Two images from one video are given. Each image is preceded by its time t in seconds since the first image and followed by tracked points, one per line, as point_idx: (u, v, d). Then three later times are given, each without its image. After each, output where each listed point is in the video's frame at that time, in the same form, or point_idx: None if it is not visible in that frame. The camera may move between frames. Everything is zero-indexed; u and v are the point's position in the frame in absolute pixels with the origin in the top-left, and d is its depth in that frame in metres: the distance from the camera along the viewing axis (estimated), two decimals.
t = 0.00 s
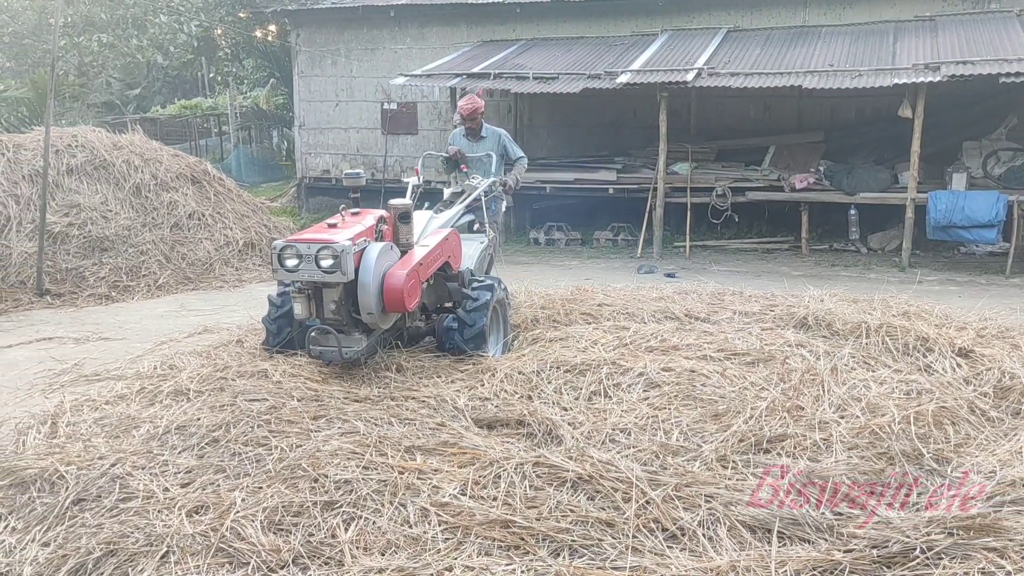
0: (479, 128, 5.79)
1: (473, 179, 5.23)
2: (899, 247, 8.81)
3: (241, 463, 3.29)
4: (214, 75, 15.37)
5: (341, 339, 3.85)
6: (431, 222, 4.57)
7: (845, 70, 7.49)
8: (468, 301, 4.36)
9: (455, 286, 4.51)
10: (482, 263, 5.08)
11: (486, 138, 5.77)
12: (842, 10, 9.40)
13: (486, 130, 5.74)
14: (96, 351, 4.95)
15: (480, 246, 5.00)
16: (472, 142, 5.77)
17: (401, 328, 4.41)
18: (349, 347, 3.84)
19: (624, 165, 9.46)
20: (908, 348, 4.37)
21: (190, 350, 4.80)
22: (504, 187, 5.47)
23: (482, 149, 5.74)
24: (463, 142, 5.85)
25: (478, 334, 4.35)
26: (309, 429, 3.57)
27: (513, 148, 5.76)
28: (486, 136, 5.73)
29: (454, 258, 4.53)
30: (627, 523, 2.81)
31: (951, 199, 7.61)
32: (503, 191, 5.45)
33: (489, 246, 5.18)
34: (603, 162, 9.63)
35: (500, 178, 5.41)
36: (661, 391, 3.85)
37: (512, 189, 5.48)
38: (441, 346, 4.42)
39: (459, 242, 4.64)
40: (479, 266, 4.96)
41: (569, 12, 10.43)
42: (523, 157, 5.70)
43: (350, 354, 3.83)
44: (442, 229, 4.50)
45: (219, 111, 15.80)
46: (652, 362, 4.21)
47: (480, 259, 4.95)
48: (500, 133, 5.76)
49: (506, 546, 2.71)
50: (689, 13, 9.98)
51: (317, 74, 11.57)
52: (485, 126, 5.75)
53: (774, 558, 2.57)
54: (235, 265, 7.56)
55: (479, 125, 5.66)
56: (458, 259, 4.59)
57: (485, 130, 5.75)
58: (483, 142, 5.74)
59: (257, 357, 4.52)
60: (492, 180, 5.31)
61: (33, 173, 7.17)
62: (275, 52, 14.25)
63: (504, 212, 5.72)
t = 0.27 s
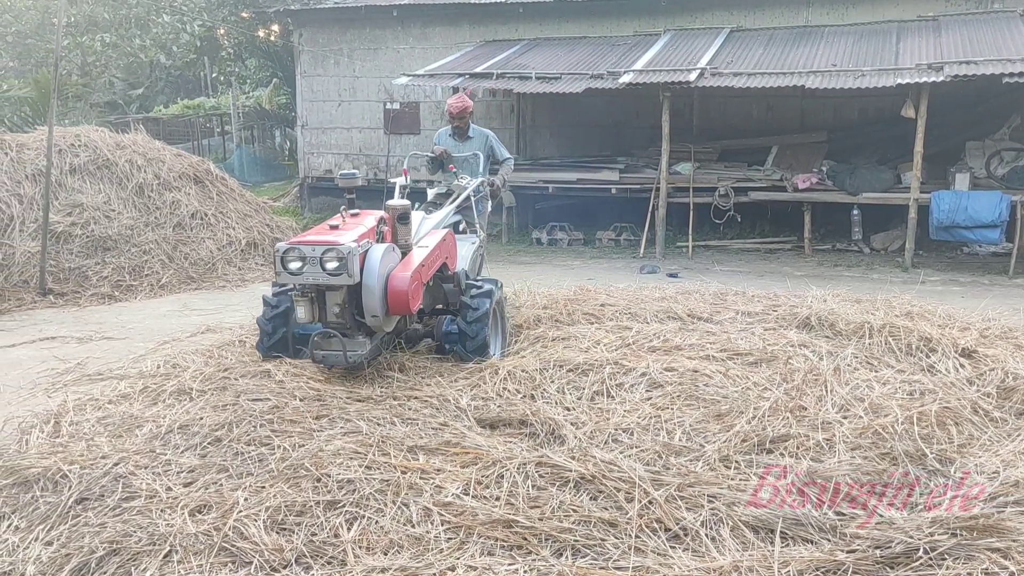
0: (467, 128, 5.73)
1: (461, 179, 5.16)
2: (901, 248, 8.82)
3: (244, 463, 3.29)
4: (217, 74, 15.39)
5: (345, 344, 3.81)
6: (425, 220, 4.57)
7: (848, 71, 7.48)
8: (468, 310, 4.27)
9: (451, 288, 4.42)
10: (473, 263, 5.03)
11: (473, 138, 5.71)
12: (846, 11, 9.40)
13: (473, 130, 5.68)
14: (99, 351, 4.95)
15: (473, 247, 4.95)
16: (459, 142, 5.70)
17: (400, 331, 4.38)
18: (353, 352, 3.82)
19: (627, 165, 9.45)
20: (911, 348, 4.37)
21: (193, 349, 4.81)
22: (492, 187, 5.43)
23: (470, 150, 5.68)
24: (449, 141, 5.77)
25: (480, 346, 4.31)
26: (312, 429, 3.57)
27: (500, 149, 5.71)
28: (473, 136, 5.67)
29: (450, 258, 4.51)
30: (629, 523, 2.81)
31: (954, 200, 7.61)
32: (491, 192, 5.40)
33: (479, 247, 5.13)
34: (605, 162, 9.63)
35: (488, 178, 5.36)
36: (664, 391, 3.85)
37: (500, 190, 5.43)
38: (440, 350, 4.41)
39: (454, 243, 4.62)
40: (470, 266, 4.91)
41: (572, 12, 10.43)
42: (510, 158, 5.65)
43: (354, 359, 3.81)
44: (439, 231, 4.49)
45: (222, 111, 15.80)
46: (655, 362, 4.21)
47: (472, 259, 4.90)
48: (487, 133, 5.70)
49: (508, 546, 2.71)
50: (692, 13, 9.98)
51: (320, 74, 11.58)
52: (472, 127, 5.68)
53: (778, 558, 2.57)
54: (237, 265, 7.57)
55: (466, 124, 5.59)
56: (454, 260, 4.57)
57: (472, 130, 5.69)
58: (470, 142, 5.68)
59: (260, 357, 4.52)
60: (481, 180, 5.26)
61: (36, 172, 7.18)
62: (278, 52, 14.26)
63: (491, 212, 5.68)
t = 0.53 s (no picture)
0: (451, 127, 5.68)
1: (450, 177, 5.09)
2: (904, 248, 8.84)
3: (246, 463, 3.30)
4: (220, 75, 15.40)
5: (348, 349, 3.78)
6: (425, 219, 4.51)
7: (851, 71, 7.47)
8: (471, 324, 4.22)
9: (448, 290, 4.34)
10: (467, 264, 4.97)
11: (458, 137, 5.66)
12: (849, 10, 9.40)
13: (459, 128, 5.63)
14: (102, 350, 4.96)
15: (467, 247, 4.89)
16: (444, 141, 5.64)
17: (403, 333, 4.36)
18: (356, 356, 3.78)
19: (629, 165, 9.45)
20: (914, 348, 4.37)
21: (195, 349, 4.81)
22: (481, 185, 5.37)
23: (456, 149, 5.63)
24: (434, 141, 5.71)
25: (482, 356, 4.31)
26: (314, 428, 3.58)
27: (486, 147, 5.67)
28: (459, 134, 5.62)
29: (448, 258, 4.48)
30: (632, 523, 2.81)
31: (957, 200, 7.60)
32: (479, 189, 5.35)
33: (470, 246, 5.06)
34: (607, 161, 9.63)
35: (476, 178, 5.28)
36: (666, 391, 3.86)
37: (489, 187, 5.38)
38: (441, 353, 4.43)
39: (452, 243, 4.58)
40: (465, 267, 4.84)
41: (574, 12, 10.43)
42: (498, 156, 5.61)
43: (359, 363, 3.78)
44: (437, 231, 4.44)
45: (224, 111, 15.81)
46: (657, 362, 4.21)
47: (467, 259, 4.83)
48: (473, 132, 5.67)
49: (511, 546, 2.71)
50: (695, 13, 9.98)
51: (323, 74, 11.58)
52: (457, 126, 5.64)
53: (780, 559, 2.57)
54: (240, 265, 7.57)
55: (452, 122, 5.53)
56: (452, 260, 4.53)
57: (457, 128, 5.64)
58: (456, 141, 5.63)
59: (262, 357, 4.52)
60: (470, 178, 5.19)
61: (39, 172, 7.19)
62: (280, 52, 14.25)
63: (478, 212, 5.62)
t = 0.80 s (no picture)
0: (438, 126, 5.56)
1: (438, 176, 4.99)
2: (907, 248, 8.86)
3: (249, 462, 3.30)
4: (222, 74, 15.41)
5: (354, 353, 3.73)
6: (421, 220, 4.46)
7: (853, 71, 7.47)
8: (474, 337, 4.19)
9: (446, 291, 4.22)
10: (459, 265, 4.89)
11: (446, 136, 5.55)
12: (851, 11, 9.40)
13: (446, 127, 5.53)
14: (106, 350, 4.96)
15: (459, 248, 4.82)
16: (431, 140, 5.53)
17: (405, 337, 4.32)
18: (362, 360, 3.73)
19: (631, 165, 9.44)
20: (917, 348, 4.38)
21: (198, 349, 4.81)
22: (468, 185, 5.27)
23: (443, 147, 5.52)
24: (421, 139, 5.60)
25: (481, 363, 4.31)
26: (317, 428, 3.58)
27: (474, 146, 5.56)
28: (445, 133, 5.51)
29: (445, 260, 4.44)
30: (635, 523, 2.81)
31: (960, 200, 7.60)
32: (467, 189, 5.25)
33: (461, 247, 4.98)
34: (609, 161, 9.62)
35: (465, 178, 5.17)
36: (669, 391, 3.86)
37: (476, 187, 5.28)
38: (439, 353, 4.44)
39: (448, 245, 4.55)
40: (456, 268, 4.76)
41: (577, 12, 10.43)
42: (484, 156, 5.52)
43: (365, 368, 3.73)
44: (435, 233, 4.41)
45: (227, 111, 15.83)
46: (660, 362, 4.21)
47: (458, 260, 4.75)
48: (460, 131, 5.56)
49: (514, 545, 2.72)
50: (697, 13, 9.98)
51: (325, 74, 11.59)
52: (445, 124, 5.53)
53: (783, 559, 2.57)
54: (242, 265, 7.58)
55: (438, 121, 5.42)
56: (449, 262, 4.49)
57: (445, 127, 5.54)
58: (442, 140, 5.52)
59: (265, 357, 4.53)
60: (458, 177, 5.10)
61: (42, 172, 7.20)
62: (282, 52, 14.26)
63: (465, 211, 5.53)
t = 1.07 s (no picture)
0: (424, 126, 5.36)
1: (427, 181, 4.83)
2: (909, 249, 8.87)
3: (252, 462, 3.30)
4: (225, 75, 15.43)
5: (361, 356, 3.74)
6: (421, 217, 4.41)
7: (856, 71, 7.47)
8: (479, 349, 4.14)
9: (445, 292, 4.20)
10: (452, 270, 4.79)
11: (431, 137, 5.36)
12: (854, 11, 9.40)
13: (432, 129, 5.34)
14: (109, 350, 4.97)
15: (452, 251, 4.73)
16: (416, 141, 5.33)
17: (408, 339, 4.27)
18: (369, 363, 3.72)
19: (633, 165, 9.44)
20: (919, 349, 4.37)
21: (200, 349, 4.82)
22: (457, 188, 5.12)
23: (430, 151, 5.32)
24: (405, 140, 5.38)
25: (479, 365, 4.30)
26: (319, 428, 3.58)
27: (461, 148, 5.39)
28: (432, 135, 5.33)
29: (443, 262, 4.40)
30: (637, 523, 2.81)
31: (962, 201, 7.60)
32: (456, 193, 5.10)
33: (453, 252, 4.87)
34: (611, 161, 9.61)
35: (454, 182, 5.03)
36: (671, 392, 3.86)
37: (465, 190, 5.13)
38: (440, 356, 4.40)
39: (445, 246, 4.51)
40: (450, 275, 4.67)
41: (579, 13, 10.43)
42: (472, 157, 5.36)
43: (374, 370, 3.73)
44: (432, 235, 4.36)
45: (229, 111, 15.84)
46: (662, 363, 4.21)
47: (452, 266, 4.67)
48: (447, 132, 5.38)
49: (516, 546, 2.72)
50: (700, 13, 9.98)
51: (327, 74, 11.59)
52: (432, 126, 5.33)
53: (785, 559, 2.57)
54: (244, 265, 7.58)
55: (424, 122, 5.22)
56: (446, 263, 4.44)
57: (430, 128, 5.35)
58: (428, 142, 5.33)
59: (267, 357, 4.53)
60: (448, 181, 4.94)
61: (45, 172, 7.20)
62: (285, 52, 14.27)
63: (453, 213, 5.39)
